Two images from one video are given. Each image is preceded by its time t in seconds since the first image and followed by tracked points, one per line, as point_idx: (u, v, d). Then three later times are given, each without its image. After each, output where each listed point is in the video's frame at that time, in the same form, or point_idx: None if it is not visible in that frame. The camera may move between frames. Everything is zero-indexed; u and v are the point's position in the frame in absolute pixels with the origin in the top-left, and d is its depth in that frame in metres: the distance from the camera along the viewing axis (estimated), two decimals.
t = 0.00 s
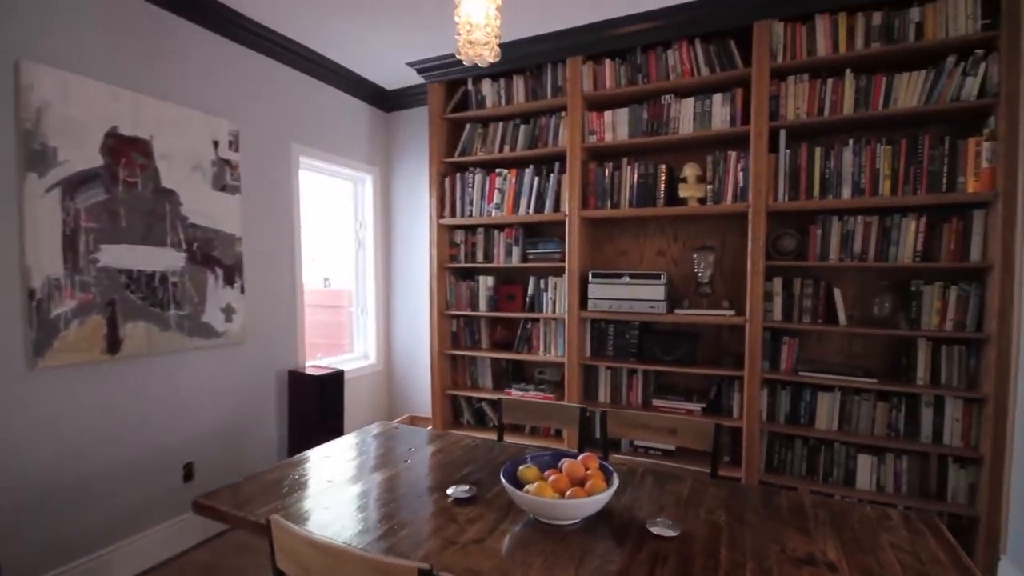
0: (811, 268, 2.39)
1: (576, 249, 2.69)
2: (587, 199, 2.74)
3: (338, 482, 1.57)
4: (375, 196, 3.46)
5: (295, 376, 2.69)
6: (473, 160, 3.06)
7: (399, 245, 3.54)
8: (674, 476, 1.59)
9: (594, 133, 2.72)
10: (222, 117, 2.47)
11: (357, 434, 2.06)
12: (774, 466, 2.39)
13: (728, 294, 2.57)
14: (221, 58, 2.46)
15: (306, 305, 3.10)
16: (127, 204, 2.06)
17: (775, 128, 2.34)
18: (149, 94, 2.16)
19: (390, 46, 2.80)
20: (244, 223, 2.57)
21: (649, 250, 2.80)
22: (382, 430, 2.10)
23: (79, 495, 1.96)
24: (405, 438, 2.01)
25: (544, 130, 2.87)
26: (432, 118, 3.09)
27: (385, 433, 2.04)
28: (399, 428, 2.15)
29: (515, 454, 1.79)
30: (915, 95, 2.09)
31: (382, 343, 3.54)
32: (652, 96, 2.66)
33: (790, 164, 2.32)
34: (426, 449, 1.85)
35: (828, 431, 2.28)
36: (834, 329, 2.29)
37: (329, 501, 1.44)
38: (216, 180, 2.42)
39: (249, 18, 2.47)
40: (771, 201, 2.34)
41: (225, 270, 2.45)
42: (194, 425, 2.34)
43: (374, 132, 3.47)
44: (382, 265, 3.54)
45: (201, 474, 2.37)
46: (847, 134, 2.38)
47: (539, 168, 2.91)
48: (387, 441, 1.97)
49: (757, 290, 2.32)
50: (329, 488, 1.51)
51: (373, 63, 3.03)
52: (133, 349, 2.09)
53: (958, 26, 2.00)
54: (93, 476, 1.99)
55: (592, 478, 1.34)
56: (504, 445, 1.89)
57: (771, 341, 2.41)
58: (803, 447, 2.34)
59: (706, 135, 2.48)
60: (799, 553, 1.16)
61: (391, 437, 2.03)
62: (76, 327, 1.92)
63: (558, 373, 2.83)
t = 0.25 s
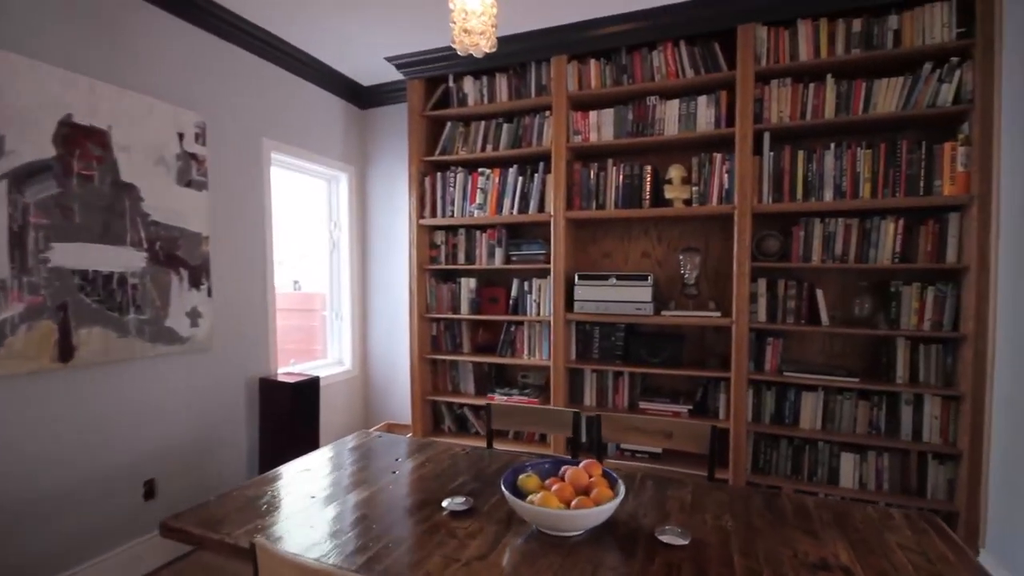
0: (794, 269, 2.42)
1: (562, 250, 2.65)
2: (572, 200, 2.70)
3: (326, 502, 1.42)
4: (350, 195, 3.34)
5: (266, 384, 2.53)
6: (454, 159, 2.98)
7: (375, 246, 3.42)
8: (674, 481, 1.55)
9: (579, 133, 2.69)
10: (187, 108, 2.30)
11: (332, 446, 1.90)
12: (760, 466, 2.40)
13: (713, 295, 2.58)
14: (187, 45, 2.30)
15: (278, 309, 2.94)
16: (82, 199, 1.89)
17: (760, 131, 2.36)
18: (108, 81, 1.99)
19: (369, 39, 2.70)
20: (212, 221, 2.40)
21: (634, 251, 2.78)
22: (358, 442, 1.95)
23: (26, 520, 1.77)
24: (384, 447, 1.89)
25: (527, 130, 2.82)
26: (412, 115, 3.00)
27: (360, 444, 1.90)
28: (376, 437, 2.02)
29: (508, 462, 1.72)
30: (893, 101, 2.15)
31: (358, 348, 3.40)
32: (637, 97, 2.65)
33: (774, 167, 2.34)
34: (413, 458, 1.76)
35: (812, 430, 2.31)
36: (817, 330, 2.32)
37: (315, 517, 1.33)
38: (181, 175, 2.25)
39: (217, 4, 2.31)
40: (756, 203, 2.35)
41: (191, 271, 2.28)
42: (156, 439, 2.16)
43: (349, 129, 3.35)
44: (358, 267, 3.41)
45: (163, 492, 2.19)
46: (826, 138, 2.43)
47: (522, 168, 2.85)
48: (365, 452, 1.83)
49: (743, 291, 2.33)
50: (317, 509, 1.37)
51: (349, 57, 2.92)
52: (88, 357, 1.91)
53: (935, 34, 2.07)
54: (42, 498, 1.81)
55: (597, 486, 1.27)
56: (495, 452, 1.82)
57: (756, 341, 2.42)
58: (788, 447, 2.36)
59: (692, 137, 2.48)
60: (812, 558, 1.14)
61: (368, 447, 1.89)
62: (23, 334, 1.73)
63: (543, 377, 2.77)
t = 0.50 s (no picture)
0: (776, 271, 2.45)
1: (546, 252, 2.60)
2: (556, 201, 2.66)
3: (312, 529, 1.28)
4: (323, 195, 3.19)
5: (235, 395, 2.38)
6: (433, 158, 2.89)
7: (349, 248, 3.29)
8: (673, 487, 1.52)
9: (563, 133, 2.65)
10: (147, 99, 2.13)
11: (303, 465, 1.73)
12: (745, 466, 2.41)
13: (697, 297, 2.59)
14: (150, 33, 2.14)
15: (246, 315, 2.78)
16: (28, 196, 1.71)
17: (743, 133, 2.38)
18: (57, 67, 1.81)
19: (345, 32, 2.58)
20: (175, 221, 2.23)
21: (617, 253, 2.76)
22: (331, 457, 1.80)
23: None
24: (362, 461, 1.76)
25: (509, 129, 2.76)
26: (389, 112, 2.90)
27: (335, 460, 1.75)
28: (352, 451, 1.88)
29: (502, 473, 1.64)
30: (870, 105, 2.20)
31: (331, 355, 3.26)
32: (620, 98, 2.63)
33: (757, 169, 2.36)
34: (401, 471, 1.66)
35: (796, 430, 2.33)
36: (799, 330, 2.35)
37: (301, 541, 1.23)
38: (140, 171, 2.07)
39: (200, 0, 2.24)
40: (740, 205, 2.37)
41: (151, 274, 2.11)
42: (113, 458, 1.98)
43: (322, 126, 3.21)
44: (331, 270, 3.27)
45: (122, 515, 2.01)
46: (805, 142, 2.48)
47: (504, 168, 2.79)
48: (343, 468, 1.70)
49: (728, 292, 2.34)
50: (305, 537, 1.23)
51: (323, 51, 2.79)
52: (35, 371, 1.73)
53: (910, 41, 2.13)
54: None
55: (603, 497, 1.22)
56: (487, 462, 1.74)
57: (740, 343, 2.43)
58: (773, 447, 2.37)
59: (676, 138, 2.48)
60: (826, 564, 1.12)
61: (344, 462, 1.75)
62: None
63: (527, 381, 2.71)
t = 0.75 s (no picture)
0: (757, 273, 2.48)
1: (531, 255, 2.56)
2: (540, 203, 2.62)
3: (296, 560, 1.17)
4: (295, 195, 3.05)
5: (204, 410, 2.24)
6: (413, 159, 2.81)
7: (323, 251, 3.16)
8: (674, 494, 1.50)
9: (547, 134, 2.61)
10: (104, 90, 1.96)
11: (275, 488, 1.57)
12: (731, 467, 2.43)
13: (681, 300, 2.59)
14: (109, 21, 1.99)
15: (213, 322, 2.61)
16: None
17: (725, 137, 2.40)
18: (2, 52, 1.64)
19: (320, 26, 2.47)
20: (136, 223, 2.07)
21: (601, 256, 2.75)
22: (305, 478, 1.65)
23: None
24: (340, 481, 1.63)
25: (492, 130, 2.71)
26: (366, 110, 2.80)
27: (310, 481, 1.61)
28: (329, 468, 1.74)
29: (497, 485, 1.58)
30: (848, 112, 2.26)
31: (305, 362, 3.11)
32: (604, 100, 2.62)
33: (740, 173, 2.38)
34: (390, 486, 1.58)
35: (780, 430, 2.36)
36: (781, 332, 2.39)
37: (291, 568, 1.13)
38: (97, 168, 1.91)
39: None
40: (724, 208, 2.39)
41: (110, 280, 1.94)
42: (67, 482, 1.80)
43: (294, 123, 3.07)
44: (304, 274, 3.13)
45: (78, 543, 1.84)
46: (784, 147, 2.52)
47: (487, 169, 2.73)
48: (320, 487, 1.58)
49: (714, 295, 2.35)
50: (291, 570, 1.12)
51: (296, 45, 2.67)
52: None
53: (885, 49, 2.20)
54: None
55: (613, 509, 1.17)
56: (479, 473, 1.68)
57: (724, 344, 2.45)
58: (757, 448, 2.40)
59: (660, 141, 2.48)
60: (838, 569, 1.11)
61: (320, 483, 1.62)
62: None
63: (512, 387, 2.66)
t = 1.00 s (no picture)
0: (743, 272, 2.51)
1: (520, 255, 2.52)
2: (528, 202, 2.58)
3: None
4: (270, 192, 2.92)
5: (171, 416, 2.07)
6: (396, 156, 2.73)
7: (300, 251, 3.03)
8: (678, 496, 1.48)
9: (535, 132, 2.58)
10: (64, 76, 1.81)
11: (253, 505, 1.45)
12: (719, 465, 2.45)
13: (668, 300, 2.61)
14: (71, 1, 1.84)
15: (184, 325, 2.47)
16: None
17: (713, 139, 2.42)
18: None
19: (300, 15, 2.36)
20: (101, 219, 1.92)
21: (588, 256, 2.73)
22: (284, 494, 1.52)
23: None
24: (325, 493, 1.53)
25: (478, 127, 2.66)
26: (347, 104, 2.70)
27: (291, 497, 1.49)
28: (311, 481, 1.63)
29: (498, 491, 1.53)
30: (830, 115, 2.32)
31: (281, 367, 2.98)
32: (592, 99, 2.60)
33: (727, 174, 2.41)
34: (386, 495, 1.51)
35: (766, 427, 2.40)
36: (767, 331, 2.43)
37: None
38: (58, 160, 1.76)
39: None
40: (711, 208, 2.41)
41: (73, 281, 1.79)
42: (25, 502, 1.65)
43: (268, 117, 2.93)
44: (280, 275, 2.99)
45: (38, 568, 1.69)
46: (767, 149, 2.57)
47: (474, 168, 2.68)
48: (304, 501, 1.48)
49: (703, 294, 2.37)
50: None
51: (273, 35, 2.55)
52: None
53: (865, 55, 2.27)
54: None
55: (627, 515, 1.14)
56: (478, 479, 1.62)
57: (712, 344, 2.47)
58: (745, 445, 2.43)
59: (648, 141, 2.49)
60: (851, 567, 1.12)
61: (302, 498, 1.50)
62: None
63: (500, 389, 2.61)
